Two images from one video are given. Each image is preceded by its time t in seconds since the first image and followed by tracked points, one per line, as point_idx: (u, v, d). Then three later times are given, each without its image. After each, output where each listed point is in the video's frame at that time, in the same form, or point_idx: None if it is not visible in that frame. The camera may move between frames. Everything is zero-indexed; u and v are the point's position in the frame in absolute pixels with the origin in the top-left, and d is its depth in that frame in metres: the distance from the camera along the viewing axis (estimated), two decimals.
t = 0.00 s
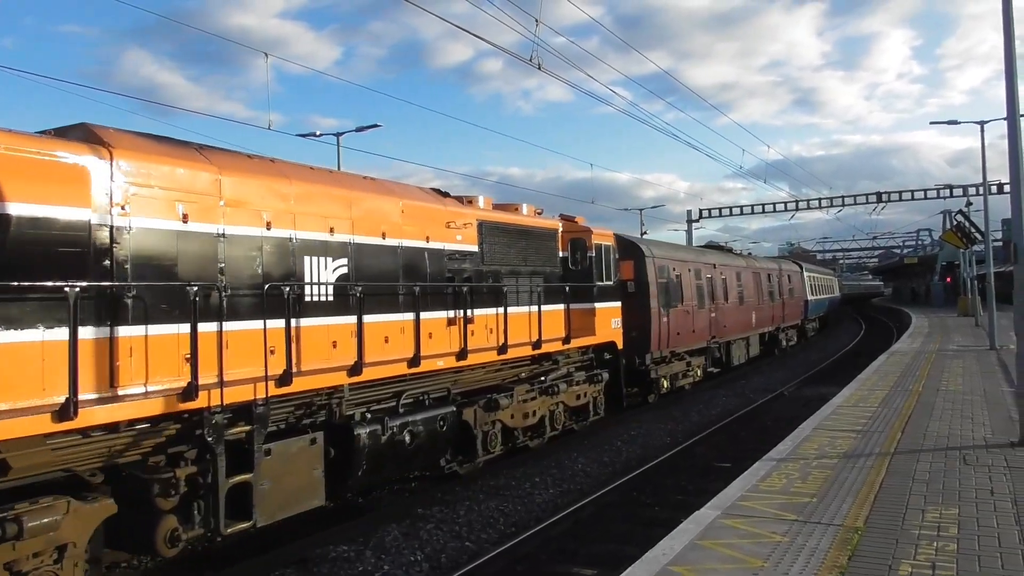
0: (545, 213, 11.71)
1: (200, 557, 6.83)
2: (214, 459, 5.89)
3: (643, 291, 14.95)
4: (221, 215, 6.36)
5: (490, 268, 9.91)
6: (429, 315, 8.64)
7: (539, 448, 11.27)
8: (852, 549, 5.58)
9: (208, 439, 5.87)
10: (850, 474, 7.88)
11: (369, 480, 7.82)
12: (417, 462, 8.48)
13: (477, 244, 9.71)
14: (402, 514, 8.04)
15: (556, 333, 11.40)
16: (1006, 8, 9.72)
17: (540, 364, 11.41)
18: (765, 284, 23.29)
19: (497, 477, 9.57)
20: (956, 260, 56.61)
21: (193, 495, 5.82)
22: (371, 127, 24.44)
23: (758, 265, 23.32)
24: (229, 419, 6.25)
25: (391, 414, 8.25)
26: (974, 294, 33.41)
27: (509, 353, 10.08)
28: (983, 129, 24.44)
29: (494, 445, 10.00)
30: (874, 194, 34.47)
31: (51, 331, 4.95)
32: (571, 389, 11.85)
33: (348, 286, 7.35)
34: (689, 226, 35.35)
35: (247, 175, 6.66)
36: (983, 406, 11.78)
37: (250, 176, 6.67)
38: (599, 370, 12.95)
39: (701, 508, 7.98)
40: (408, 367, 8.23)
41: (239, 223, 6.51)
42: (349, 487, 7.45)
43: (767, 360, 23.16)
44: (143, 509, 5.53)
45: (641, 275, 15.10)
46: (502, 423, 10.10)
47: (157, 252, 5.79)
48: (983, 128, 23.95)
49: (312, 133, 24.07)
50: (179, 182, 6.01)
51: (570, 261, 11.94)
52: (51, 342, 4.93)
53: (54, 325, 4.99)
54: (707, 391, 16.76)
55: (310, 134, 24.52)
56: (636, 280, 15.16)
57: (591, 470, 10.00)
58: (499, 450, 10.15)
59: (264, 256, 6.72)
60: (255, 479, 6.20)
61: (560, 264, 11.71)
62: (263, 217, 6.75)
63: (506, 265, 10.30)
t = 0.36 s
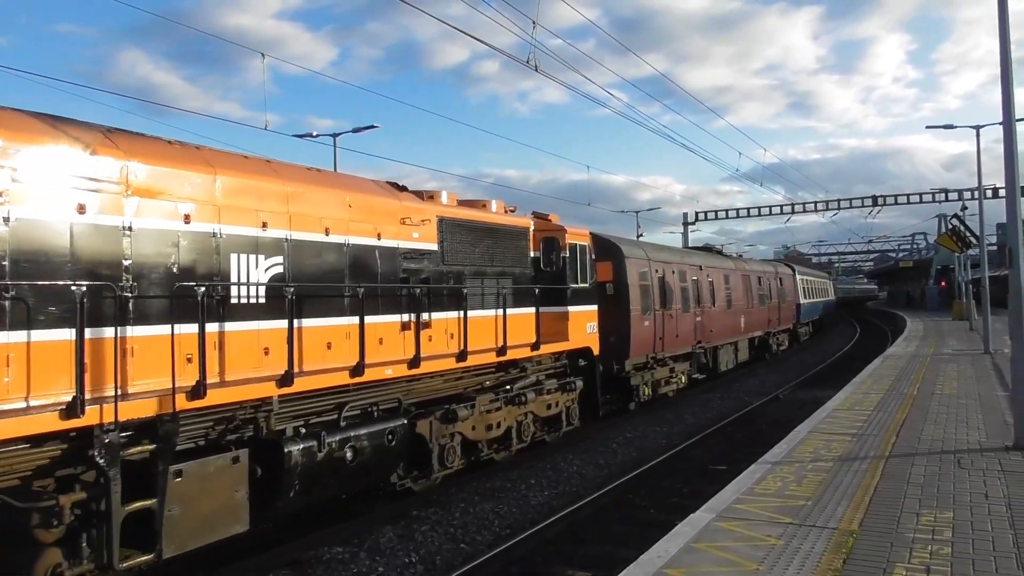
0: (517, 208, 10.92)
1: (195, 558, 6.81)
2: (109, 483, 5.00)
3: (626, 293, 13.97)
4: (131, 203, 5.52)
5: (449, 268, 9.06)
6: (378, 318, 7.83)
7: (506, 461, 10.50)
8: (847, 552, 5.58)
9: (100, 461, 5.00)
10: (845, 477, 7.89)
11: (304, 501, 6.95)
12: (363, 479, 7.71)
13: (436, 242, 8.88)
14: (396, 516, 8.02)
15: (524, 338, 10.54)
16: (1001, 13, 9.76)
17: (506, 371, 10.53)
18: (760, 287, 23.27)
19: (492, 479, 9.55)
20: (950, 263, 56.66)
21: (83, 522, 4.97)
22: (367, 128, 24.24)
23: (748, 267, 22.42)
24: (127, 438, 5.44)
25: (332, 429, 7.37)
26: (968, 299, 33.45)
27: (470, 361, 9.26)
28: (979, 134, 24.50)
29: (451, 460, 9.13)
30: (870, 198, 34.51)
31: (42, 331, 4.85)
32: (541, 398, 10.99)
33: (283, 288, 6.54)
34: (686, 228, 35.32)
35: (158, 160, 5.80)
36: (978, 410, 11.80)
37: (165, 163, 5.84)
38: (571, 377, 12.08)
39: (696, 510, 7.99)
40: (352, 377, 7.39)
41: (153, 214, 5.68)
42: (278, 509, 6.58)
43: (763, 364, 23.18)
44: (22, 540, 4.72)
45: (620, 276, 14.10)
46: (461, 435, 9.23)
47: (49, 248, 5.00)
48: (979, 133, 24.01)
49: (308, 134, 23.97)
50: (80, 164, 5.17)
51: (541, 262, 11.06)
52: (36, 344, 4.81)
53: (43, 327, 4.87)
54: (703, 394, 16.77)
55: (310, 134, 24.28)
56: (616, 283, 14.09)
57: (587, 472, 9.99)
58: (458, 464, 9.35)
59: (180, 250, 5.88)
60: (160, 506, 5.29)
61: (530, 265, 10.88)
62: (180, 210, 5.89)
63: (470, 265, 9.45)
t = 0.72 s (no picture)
0: (483, 205, 10.28)
1: (190, 560, 6.80)
2: None
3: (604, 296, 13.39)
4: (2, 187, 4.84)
5: (402, 268, 8.42)
6: (317, 322, 7.17)
7: (465, 476, 9.81)
8: (840, 555, 5.59)
9: None
10: (838, 480, 7.91)
11: (218, 529, 6.13)
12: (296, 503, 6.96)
13: (387, 238, 8.25)
14: (391, 518, 8.01)
15: (486, 344, 9.84)
16: (995, 18, 9.80)
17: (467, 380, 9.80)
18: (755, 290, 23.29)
19: (486, 482, 9.55)
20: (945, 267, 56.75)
21: None
22: (363, 130, 24.34)
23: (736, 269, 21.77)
24: None
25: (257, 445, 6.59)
26: (962, 303, 33.50)
27: (423, 368, 8.50)
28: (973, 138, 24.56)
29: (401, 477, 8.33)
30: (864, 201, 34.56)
31: (33, 333, 4.92)
32: (506, 409, 10.24)
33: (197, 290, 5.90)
34: (681, 230, 35.34)
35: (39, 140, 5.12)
36: (972, 414, 11.82)
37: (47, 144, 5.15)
38: (540, 386, 11.34)
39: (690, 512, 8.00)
40: (280, 388, 6.67)
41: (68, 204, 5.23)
42: (185, 539, 5.79)
43: (758, 367, 23.21)
44: None
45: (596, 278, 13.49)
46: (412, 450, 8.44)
47: None
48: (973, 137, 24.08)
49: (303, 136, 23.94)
50: None
51: (507, 261, 10.57)
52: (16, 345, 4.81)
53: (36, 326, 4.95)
54: (697, 397, 16.78)
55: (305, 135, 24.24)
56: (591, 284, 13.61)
57: (582, 475, 9.98)
58: (408, 481, 8.63)
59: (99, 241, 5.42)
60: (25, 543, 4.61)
61: (494, 265, 10.27)
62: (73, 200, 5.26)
63: (427, 265, 8.82)
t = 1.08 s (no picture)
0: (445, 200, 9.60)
1: (185, 562, 6.78)
2: None
3: (579, 298, 12.64)
4: None
5: (344, 268, 7.59)
6: (241, 327, 6.36)
7: (418, 493, 8.97)
8: (835, 556, 5.61)
9: None
10: (832, 481, 7.93)
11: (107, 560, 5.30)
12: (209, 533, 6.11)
13: (327, 233, 7.41)
14: (385, 520, 7.99)
15: (442, 350, 8.97)
16: (989, 21, 9.85)
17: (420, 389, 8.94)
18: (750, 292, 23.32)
19: (481, 483, 9.54)
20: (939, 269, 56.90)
21: None
22: (359, 131, 24.49)
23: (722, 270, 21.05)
24: None
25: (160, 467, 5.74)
26: (956, 305, 33.62)
27: (367, 378, 7.63)
28: (967, 142, 24.69)
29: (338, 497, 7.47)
30: (859, 203, 34.68)
31: (29, 333, 4.88)
32: (464, 420, 9.34)
33: (78, 291, 5.03)
34: (676, 233, 35.37)
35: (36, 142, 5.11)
36: (965, 416, 11.87)
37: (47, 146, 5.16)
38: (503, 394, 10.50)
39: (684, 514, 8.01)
40: (187, 402, 5.76)
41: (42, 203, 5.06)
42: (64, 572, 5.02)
43: (752, 369, 23.24)
44: None
45: (569, 279, 12.67)
46: (351, 467, 7.59)
47: None
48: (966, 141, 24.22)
49: (299, 137, 23.86)
50: None
51: (470, 259, 9.78)
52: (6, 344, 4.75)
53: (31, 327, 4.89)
54: (692, 398, 16.79)
55: (300, 136, 24.07)
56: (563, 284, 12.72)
57: (577, 476, 9.98)
58: (348, 500, 7.76)
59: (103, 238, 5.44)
60: None
61: (453, 265, 9.46)
62: (84, 203, 5.33)
63: (375, 264, 8.01)
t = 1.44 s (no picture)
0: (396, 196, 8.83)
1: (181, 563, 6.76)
2: None
3: (551, 300, 11.77)
4: None
5: (271, 267, 6.81)
6: (141, 333, 5.50)
7: (359, 513, 8.09)
8: (829, 556, 5.61)
9: None
10: (826, 481, 7.95)
11: None
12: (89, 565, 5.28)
13: (252, 228, 6.63)
14: (380, 521, 7.97)
15: (386, 356, 8.16)
16: (982, 23, 9.88)
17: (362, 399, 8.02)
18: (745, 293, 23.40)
19: (476, 484, 9.53)
20: (933, 270, 57.01)
21: None
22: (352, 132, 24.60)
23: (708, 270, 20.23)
24: None
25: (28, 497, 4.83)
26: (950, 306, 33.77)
27: (297, 389, 6.84)
28: (960, 143, 24.83)
29: (257, 525, 6.54)
30: (853, 204, 34.84)
31: (41, 335, 4.89)
32: (414, 434, 8.50)
33: None
34: (671, 233, 35.45)
35: (33, 141, 5.03)
36: (958, 416, 11.92)
37: (43, 145, 5.07)
38: (458, 403, 9.57)
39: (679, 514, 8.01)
40: (61, 422, 4.87)
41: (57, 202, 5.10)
42: None
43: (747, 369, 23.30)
44: None
45: (537, 279, 11.76)
46: (274, 489, 6.70)
47: None
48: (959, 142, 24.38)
49: (293, 138, 23.87)
50: None
51: (425, 257, 9.02)
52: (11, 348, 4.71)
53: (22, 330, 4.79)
54: (686, 399, 16.81)
55: (294, 137, 24.04)
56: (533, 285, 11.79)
57: (572, 477, 9.98)
58: (273, 526, 6.86)
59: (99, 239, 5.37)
60: None
61: (403, 263, 8.70)
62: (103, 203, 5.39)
63: (309, 262, 7.24)
